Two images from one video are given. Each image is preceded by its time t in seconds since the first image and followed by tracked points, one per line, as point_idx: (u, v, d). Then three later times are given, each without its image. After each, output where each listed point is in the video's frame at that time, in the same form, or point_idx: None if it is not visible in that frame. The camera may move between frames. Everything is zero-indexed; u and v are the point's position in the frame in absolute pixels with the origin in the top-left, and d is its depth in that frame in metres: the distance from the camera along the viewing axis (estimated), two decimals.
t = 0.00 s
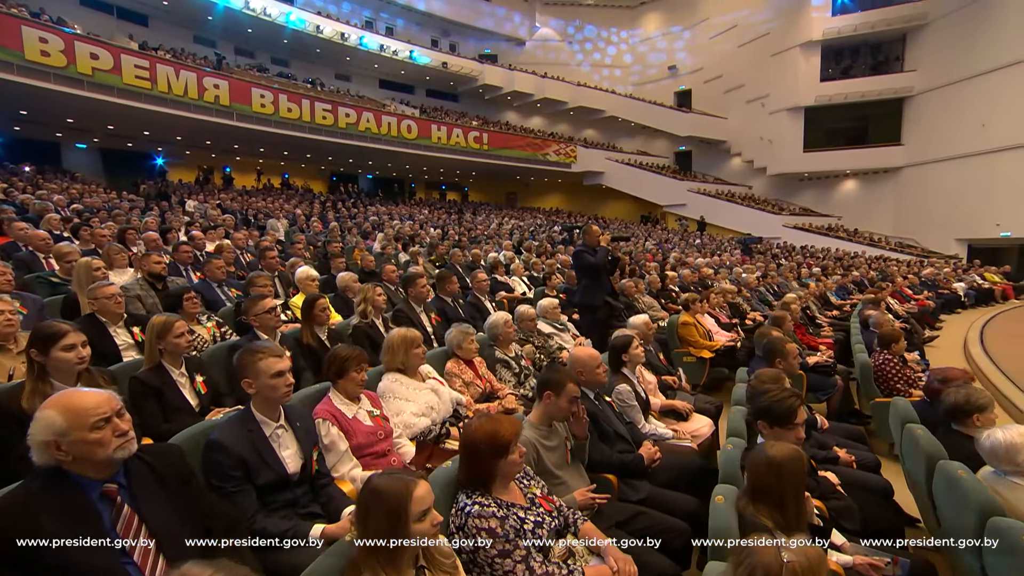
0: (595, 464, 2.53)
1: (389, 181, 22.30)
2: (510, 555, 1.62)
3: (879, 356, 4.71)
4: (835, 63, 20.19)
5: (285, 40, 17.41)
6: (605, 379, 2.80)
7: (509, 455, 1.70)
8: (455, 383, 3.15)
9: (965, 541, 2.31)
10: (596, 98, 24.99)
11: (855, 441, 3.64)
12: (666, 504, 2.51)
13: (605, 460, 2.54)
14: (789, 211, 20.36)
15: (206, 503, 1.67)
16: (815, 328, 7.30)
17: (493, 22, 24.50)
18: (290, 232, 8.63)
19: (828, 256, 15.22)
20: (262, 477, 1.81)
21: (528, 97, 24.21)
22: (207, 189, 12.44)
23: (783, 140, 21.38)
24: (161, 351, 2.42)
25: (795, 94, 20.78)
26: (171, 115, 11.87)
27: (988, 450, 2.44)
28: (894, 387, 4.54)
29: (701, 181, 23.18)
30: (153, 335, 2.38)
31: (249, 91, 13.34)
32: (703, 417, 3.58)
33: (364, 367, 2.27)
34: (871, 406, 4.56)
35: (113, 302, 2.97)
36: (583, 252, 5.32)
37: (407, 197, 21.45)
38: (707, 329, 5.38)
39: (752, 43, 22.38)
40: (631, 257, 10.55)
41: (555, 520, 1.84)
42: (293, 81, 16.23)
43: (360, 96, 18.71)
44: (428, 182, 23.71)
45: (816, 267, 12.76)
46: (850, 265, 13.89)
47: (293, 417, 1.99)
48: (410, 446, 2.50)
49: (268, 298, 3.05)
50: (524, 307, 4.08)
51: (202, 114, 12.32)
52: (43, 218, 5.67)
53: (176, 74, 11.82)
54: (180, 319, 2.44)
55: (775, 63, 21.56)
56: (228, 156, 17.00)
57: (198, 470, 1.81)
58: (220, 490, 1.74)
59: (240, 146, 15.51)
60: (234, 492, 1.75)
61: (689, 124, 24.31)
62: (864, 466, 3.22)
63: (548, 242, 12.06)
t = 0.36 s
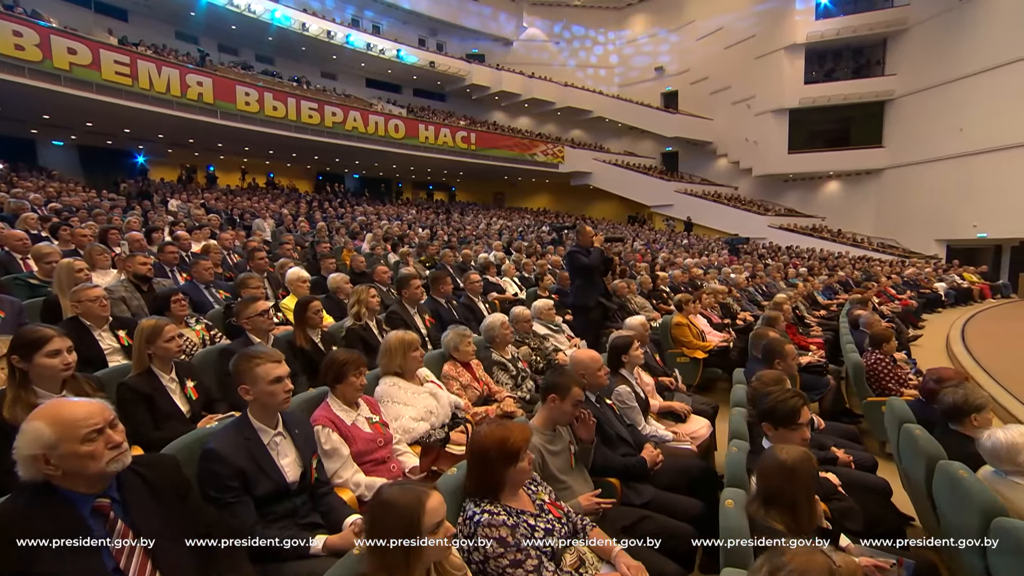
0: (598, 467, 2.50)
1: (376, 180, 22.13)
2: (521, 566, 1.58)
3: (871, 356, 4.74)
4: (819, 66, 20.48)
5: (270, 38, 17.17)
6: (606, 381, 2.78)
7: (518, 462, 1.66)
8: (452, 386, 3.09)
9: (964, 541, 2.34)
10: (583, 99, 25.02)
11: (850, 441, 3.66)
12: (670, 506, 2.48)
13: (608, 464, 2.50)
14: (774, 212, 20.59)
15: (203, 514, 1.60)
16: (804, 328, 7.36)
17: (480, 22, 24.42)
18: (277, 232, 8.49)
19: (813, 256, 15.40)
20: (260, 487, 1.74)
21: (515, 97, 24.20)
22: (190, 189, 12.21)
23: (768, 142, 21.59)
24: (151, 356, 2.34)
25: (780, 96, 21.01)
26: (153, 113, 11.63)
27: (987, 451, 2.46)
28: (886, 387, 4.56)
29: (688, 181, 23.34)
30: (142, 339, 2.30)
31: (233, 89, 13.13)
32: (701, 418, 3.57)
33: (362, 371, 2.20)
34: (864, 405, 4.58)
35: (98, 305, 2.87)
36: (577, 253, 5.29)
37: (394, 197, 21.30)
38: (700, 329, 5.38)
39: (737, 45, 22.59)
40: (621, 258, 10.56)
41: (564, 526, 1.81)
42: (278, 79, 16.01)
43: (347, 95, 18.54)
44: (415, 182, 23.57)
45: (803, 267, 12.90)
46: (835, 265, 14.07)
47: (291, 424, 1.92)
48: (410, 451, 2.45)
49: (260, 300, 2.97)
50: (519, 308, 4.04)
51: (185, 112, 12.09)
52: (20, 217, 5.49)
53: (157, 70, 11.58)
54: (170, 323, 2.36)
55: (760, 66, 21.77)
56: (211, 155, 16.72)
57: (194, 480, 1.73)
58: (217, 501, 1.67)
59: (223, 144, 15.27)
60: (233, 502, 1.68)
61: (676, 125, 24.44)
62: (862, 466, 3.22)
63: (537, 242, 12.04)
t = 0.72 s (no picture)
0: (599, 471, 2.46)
1: (362, 180, 21.95)
2: None
3: (862, 356, 4.77)
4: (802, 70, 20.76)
5: (254, 35, 16.92)
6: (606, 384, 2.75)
7: (528, 470, 1.63)
8: (449, 390, 3.04)
9: (963, 542, 2.35)
10: (570, 100, 25.05)
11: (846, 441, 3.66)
12: (673, 509, 2.45)
13: (611, 469, 2.47)
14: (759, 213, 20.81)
15: (199, 524, 1.55)
16: (793, 328, 7.41)
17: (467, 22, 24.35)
18: (264, 233, 8.35)
19: (797, 257, 15.57)
20: (257, 498, 1.67)
21: (502, 97, 24.19)
22: (171, 187, 11.98)
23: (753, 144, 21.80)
24: (139, 360, 2.25)
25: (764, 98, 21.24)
26: (132, 110, 11.37)
27: (988, 451, 2.47)
28: (878, 387, 4.59)
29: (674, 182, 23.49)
30: (129, 344, 2.22)
31: (216, 87, 12.92)
32: (698, 420, 3.55)
33: (361, 376, 2.13)
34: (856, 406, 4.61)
35: (80, 308, 2.76)
36: (569, 253, 5.25)
37: (380, 197, 21.14)
38: (693, 330, 5.38)
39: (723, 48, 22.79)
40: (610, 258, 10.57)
41: (572, 535, 1.78)
42: (262, 77, 15.78)
43: (333, 94, 18.35)
44: (402, 182, 23.42)
45: (789, 267, 13.04)
46: (819, 265, 14.25)
47: (288, 432, 1.84)
48: (409, 458, 2.39)
49: (251, 303, 2.88)
50: (515, 310, 3.99)
51: (166, 109, 11.85)
52: None
53: (138, 66, 11.33)
54: (159, 327, 2.28)
55: (745, 68, 21.98)
56: (194, 153, 16.45)
57: (188, 491, 1.66)
58: (212, 512, 1.61)
59: (206, 143, 15.01)
60: (229, 514, 1.62)
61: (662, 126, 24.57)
62: (859, 467, 3.22)
63: (526, 243, 12.00)
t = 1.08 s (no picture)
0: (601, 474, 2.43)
1: (347, 180, 21.76)
2: None
3: (853, 356, 4.80)
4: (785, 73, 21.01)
5: (237, 32, 16.65)
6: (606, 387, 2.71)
7: (536, 478, 1.59)
8: (445, 393, 2.98)
9: (962, 542, 2.36)
10: (557, 100, 25.06)
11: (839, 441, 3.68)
12: (675, 513, 2.42)
13: (612, 473, 2.43)
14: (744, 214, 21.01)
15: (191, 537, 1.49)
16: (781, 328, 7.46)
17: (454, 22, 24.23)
18: (249, 233, 8.21)
19: (782, 257, 15.75)
20: (254, 510, 1.61)
21: (489, 97, 24.15)
22: (152, 186, 11.73)
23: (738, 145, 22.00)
24: (125, 367, 2.16)
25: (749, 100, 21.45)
26: (110, 106, 11.10)
27: (987, 452, 2.49)
28: (868, 387, 4.62)
29: (660, 183, 23.61)
30: (115, 349, 2.13)
31: (198, 84, 12.68)
32: (694, 421, 3.53)
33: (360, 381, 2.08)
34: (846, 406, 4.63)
35: (61, 312, 2.66)
36: (561, 254, 5.21)
37: (366, 197, 20.97)
38: (684, 331, 5.38)
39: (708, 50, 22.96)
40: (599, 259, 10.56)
41: (580, 544, 1.74)
42: (246, 75, 15.53)
43: (319, 93, 18.14)
44: (387, 182, 23.27)
45: (774, 267, 13.18)
46: (803, 265, 14.43)
47: (286, 441, 1.78)
48: (407, 464, 2.32)
49: (241, 305, 2.79)
50: (509, 311, 3.94)
51: (145, 106, 11.60)
52: None
53: (116, 62, 11.04)
54: (147, 331, 2.19)
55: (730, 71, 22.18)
56: (175, 152, 16.16)
57: (180, 504, 1.59)
58: (207, 526, 1.54)
59: (188, 141, 14.75)
60: (224, 527, 1.54)
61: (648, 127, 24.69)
62: (855, 467, 3.23)
63: (514, 243, 11.97)
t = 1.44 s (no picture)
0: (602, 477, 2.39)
1: (332, 179, 21.54)
2: None
3: (843, 356, 4.82)
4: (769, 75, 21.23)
5: (219, 27, 16.36)
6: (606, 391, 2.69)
7: (544, 486, 1.55)
8: (441, 397, 2.92)
9: (961, 541, 2.37)
10: (543, 100, 25.07)
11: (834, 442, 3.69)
12: (676, 515, 2.40)
13: (613, 477, 2.40)
14: (729, 215, 21.21)
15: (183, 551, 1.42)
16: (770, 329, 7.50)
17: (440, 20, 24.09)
18: (233, 233, 8.06)
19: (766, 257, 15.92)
20: (250, 523, 1.54)
21: (475, 97, 24.09)
22: (130, 184, 11.47)
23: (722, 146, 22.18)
24: (109, 373, 2.07)
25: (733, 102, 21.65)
26: (87, 102, 10.83)
27: (984, 452, 2.50)
28: (857, 387, 4.65)
29: (646, 184, 23.72)
30: (99, 355, 2.04)
31: (180, 81, 12.45)
32: (690, 423, 3.52)
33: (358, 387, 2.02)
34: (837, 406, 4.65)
35: (38, 316, 2.55)
36: (553, 255, 5.16)
37: (351, 197, 20.78)
38: (675, 332, 5.37)
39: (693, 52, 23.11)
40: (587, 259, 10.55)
41: (588, 552, 1.71)
42: (228, 72, 15.27)
43: (303, 91, 17.90)
44: (373, 181, 23.09)
45: (759, 267, 13.31)
46: (788, 266, 14.60)
47: (282, 450, 1.71)
48: (405, 471, 2.26)
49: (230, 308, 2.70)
50: (503, 313, 3.89)
51: (124, 103, 11.34)
52: None
53: (92, 57, 10.77)
54: (132, 336, 2.11)
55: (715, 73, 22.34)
56: (155, 150, 15.85)
57: (170, 519, 1.52)
58: (200, 540, 1.47)
59: (168, 138, 14.47)
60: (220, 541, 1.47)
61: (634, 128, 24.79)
62: (851, 468, 3.23)
63: (502, 243, 11.91)
